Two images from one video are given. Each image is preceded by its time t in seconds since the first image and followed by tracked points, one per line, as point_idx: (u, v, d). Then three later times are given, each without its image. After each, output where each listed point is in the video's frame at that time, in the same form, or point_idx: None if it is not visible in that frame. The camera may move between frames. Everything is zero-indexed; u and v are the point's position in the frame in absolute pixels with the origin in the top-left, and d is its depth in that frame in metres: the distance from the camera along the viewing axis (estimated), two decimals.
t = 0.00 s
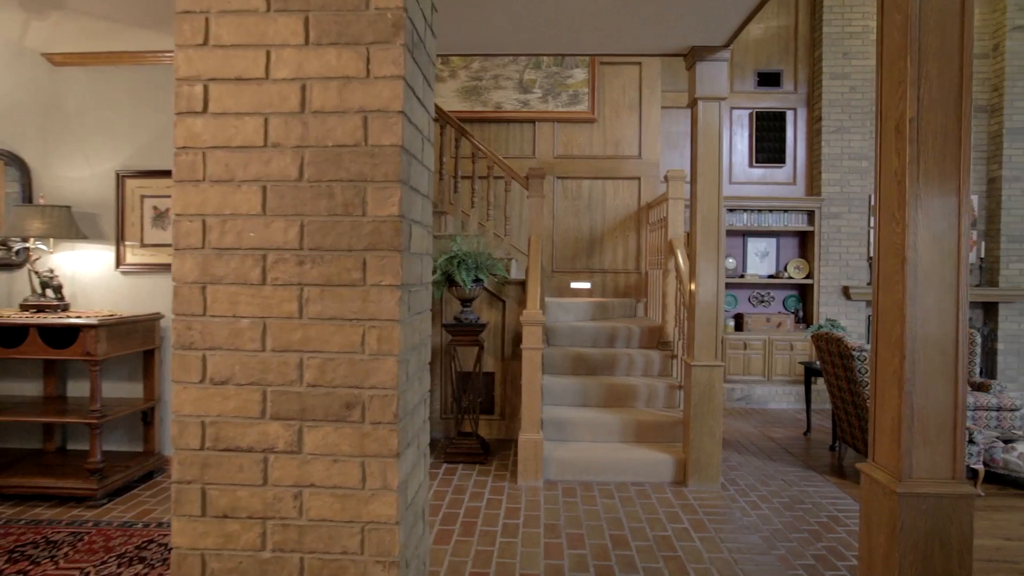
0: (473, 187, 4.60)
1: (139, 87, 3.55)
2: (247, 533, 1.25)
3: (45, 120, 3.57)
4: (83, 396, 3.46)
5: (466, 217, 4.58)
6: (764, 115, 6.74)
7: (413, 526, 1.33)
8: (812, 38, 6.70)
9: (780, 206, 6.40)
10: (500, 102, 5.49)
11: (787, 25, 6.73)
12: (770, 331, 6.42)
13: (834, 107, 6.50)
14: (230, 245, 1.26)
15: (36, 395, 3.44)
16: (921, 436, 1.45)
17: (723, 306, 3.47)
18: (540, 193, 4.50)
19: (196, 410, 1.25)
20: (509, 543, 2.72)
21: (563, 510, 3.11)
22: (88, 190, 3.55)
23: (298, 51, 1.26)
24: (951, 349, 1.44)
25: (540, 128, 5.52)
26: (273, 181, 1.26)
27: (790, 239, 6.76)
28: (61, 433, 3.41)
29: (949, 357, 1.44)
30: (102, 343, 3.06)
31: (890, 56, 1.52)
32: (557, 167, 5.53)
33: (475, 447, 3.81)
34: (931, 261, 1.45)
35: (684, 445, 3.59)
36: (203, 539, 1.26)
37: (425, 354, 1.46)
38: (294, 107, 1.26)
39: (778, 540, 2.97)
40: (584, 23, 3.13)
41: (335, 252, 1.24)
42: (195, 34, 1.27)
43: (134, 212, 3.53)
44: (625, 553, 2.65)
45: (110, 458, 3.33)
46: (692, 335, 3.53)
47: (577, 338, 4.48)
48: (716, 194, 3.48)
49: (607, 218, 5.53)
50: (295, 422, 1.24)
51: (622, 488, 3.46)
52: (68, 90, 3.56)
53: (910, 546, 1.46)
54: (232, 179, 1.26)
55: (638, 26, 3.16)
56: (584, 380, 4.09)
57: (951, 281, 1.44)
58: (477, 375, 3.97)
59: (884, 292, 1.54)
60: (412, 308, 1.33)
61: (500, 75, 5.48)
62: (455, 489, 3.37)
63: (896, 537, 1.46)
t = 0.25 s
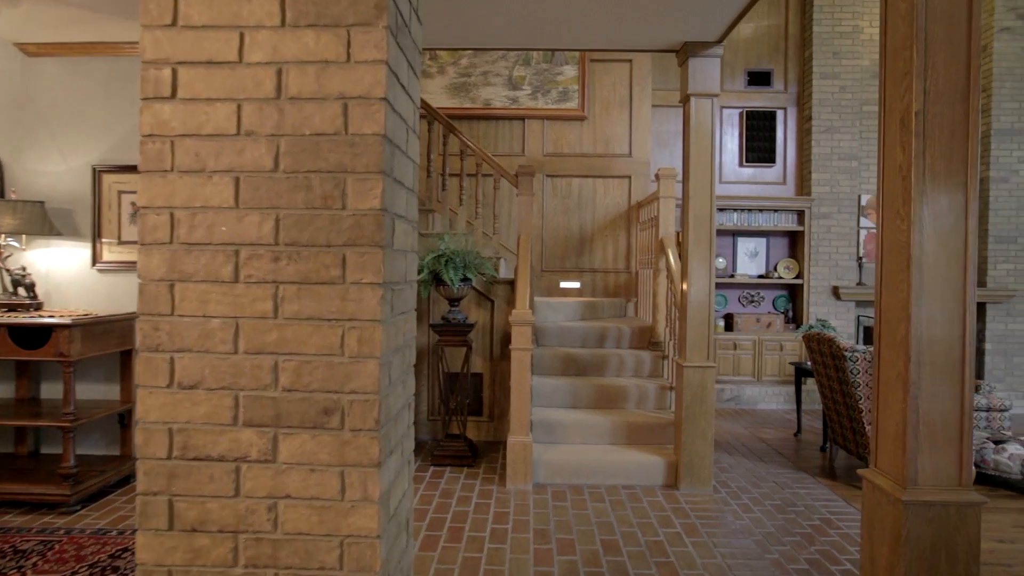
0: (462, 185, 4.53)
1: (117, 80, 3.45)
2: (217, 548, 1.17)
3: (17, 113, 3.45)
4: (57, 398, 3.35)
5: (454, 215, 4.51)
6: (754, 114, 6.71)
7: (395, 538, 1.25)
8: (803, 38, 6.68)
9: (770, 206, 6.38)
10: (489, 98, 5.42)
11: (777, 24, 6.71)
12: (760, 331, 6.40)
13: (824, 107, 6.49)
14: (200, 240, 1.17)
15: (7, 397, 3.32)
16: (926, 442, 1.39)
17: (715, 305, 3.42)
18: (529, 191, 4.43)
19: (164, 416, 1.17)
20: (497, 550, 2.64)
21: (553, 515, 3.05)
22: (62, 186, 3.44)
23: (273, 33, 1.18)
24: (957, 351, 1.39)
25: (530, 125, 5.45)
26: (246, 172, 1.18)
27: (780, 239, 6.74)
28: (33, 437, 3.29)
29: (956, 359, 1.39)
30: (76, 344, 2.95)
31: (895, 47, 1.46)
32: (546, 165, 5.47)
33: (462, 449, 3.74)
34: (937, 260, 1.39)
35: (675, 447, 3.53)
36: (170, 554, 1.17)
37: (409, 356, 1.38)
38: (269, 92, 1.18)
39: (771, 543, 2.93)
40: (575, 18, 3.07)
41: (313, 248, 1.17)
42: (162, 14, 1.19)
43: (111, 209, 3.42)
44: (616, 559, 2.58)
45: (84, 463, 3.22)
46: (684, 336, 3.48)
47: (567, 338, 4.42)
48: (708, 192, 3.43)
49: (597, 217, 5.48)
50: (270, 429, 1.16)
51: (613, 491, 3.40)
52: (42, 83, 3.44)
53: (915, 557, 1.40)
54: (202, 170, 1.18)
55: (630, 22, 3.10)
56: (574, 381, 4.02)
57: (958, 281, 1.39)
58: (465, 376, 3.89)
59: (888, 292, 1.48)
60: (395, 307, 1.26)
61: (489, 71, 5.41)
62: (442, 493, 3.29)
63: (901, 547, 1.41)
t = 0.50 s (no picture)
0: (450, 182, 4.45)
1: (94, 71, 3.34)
2: (182, 569, 1.08)
3: None
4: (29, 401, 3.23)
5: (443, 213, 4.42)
6: (746, 113, 6.67)
7: (375, 555, 1.17)
8: (794, 37, 6.65)
9: (761, 205, 6.35)
10: (479, 95, 5.34)
11: (769, 22, 6.68)
12: (751, 331, 6.36)
13: (815, 106, 6.46)
14: (164, 236, 1.08)
15: None
16: (935, 449, 1.33)
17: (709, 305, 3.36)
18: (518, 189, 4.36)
19: (124, 426, 1.08)
20: (486, 557, 2.57)
21: (543, 520, 2.98)
22: (36, 181, 3.32)
23: (244, 13, 1.09)
24: (967, 354, 1.33)
25: (520, 122, 5.38)
26: (214, 163, 1.09)
27: (771, 239, 6.71)
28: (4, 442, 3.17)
29: (965, 363, 1.33)
30: (48, 346, 2.84)
31: (902, 36, 1.40)
32: (536, 163, 5.39)
33: (451, 452, 3.66)
34: (947, 259, 1.33)
35: (667, 450, 3.47)
36: None
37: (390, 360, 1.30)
38: (240, 77, 1.09)
39: (766, 548, 2.87)
40: (566, 11, 2.99)
41: (286, 244, 1.08)
42: None
43: (87, 205, 3.31)
44: (608, 566, 2.51)
45: (57, 469, 3.11)
46: (677, 336, 3.42)
47: (557, 339, 4.35)
48: (702, 190, 3.37)
49: (588, 216, 5.41)
50: (239, 440, 1.08)
51: (604, 495, 3.33)
52: (15, 74, 3.33)
53: (922, 570, 1.34)
54: (167, 160, 1.09)
55: (623, 16, 3.04)
56: (564, 382, 3.95)
57: (967, 280, 1.33)
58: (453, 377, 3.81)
59: (893, 293, 1.42)
60: (376, 308, 1.18)
61: (478, 67, 5.33)
62: (430, 498, 3.21)
63: (908, 559, 1.35)
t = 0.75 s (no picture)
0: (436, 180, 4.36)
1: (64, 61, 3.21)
2: None
3: None
4: None
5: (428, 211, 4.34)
6: (734, 112, 6.63)
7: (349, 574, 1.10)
8: (783, 36, 6.63)
9: (750, 204, 6.33)
10: (466, 91, 5.26)
11: (758, 21, 6.65)
12: (739, 332, 6.34)
13: (804, 106, 6.44)
14: (118, 231, 1.00)
15: None
16: (940, 456, 1.28)
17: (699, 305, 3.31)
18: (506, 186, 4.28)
19: (73, 439, 0.99)
20: (471, 565, 2.49)
21: (530, 526, 2.91)
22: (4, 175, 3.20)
23: None
24: (973, 357, 1.28)
25: (507, 120, 5.30)
26: (174, 152, 1.00)
27: (759, 239, 6.69)
28: None
29: (971, 366, 1.27)
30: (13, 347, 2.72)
31: (906, 24, 1.34)
32: (524, 160, 5.32)
33: (435, 456, 3.58)
34: (952, 257, 1.28)
35: (656, 453, 3.42)
36: None
37: (367, 364, 1.23)
38: (203, 59, 1.01)
39: (757, 553, 2.82)
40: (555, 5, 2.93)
41: (252, 241, 1.00)
42: None
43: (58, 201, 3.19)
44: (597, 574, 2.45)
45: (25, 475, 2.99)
46: (666, 337, 3.36)
47: (544, 339, 4.28)
48: (692, 189, 3.32)
49: (576, 214, 5.35)
50: (201, 453, 0.99)
51: (592, 499, 3.26)
52: None
53: None
54: (121, 149, 1.00)
55: (612, 10, 2.97)
56: (552, 384, 3.88)
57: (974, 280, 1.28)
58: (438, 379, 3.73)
59: (896, 293, 1.36)
60: (351, 309, 1.10)
61: (465, 63, 5.25)
62: (414, 503, 3.13)
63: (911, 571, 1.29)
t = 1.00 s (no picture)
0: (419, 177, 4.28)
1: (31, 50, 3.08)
2: None
3: None
4: None
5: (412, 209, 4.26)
6: (721, 111, 6.61)
7: None
8: (769, 35, 6.62)
9: (736, 204, 6.31)
10: (451, 88, 5.18)
11: (744, 20, 6.63)
12: (726, 332, 6.32)
13: (790, 105, 6.44)
14: (66, 225, 0.91)
15: None
16: (943, 463, 1.23)
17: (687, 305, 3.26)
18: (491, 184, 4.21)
19: (17, 452, 0.90)
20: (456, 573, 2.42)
21: (515, 531, 2.84)
22: None
23: None
24: (977, 360, 1.23)
25: (492, 117, 5.23)
26: (128, 139, 0.92)
27: (745, 239, 6.68)
28: None
29: (974, 369, 1.23)
30: None
31: (908, 14, 1.29)
32: (510, 158, 5.25)
33: (419, 459, 3.50)
34: (956, 256, 1.22)
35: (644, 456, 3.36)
36: None
37: (342, 367, 1.15)
38: (161, 38, 0.92)
39: (746, 557, 2.77)
40: None
41: (215, 236, 0.92)
42: None
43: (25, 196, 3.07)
44: None
45: None
46: (654, 338, 3.31)
47: (530, 340, 4.22)
48: (681, 187, 3.27)
49: (563, 213, 5.29)
50: (158, 467, 0.91)
51: (579, 503, 3.20)
52: None
53: None
54: (70, 135, 0.92)
55: (600, 4, 2.91)
56: (538, 385, 3.82)
57: (978, 279, 1.23)
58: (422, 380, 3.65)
59: (897, 293, 1.31)
60: (323, 310, 1.03)
61: (450, 59, 5.17)
62: (396, 508, 3.05)
63: None
